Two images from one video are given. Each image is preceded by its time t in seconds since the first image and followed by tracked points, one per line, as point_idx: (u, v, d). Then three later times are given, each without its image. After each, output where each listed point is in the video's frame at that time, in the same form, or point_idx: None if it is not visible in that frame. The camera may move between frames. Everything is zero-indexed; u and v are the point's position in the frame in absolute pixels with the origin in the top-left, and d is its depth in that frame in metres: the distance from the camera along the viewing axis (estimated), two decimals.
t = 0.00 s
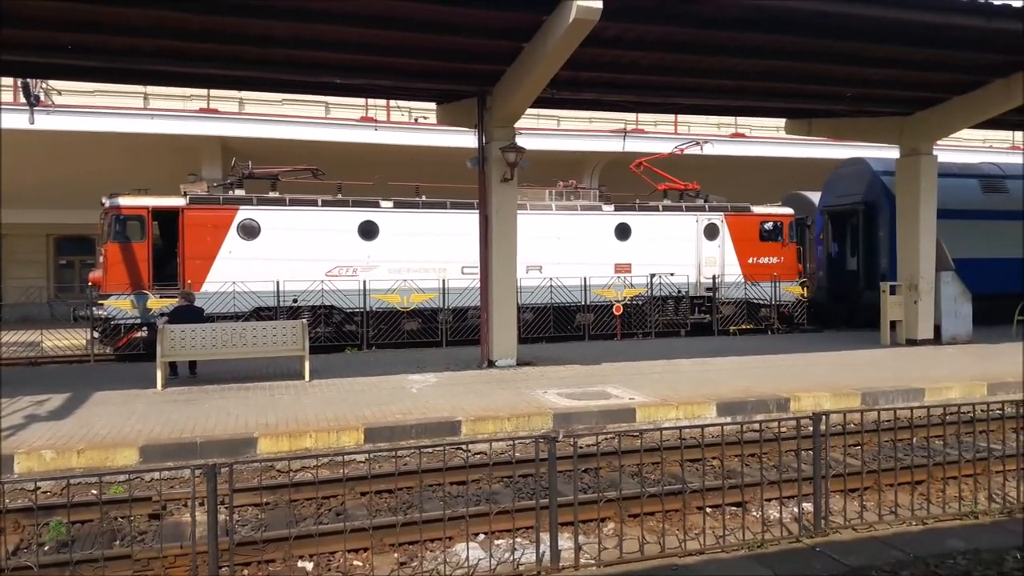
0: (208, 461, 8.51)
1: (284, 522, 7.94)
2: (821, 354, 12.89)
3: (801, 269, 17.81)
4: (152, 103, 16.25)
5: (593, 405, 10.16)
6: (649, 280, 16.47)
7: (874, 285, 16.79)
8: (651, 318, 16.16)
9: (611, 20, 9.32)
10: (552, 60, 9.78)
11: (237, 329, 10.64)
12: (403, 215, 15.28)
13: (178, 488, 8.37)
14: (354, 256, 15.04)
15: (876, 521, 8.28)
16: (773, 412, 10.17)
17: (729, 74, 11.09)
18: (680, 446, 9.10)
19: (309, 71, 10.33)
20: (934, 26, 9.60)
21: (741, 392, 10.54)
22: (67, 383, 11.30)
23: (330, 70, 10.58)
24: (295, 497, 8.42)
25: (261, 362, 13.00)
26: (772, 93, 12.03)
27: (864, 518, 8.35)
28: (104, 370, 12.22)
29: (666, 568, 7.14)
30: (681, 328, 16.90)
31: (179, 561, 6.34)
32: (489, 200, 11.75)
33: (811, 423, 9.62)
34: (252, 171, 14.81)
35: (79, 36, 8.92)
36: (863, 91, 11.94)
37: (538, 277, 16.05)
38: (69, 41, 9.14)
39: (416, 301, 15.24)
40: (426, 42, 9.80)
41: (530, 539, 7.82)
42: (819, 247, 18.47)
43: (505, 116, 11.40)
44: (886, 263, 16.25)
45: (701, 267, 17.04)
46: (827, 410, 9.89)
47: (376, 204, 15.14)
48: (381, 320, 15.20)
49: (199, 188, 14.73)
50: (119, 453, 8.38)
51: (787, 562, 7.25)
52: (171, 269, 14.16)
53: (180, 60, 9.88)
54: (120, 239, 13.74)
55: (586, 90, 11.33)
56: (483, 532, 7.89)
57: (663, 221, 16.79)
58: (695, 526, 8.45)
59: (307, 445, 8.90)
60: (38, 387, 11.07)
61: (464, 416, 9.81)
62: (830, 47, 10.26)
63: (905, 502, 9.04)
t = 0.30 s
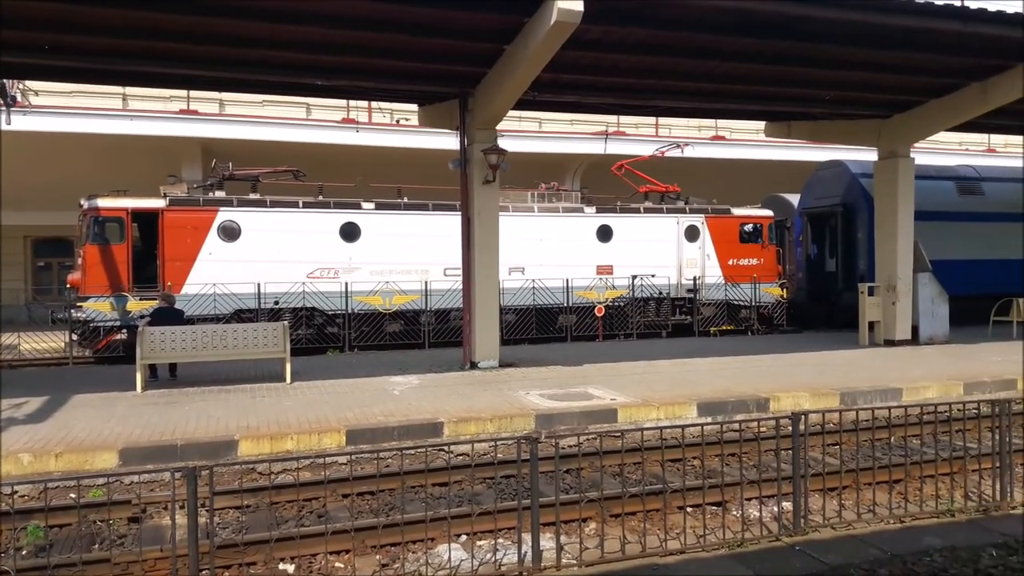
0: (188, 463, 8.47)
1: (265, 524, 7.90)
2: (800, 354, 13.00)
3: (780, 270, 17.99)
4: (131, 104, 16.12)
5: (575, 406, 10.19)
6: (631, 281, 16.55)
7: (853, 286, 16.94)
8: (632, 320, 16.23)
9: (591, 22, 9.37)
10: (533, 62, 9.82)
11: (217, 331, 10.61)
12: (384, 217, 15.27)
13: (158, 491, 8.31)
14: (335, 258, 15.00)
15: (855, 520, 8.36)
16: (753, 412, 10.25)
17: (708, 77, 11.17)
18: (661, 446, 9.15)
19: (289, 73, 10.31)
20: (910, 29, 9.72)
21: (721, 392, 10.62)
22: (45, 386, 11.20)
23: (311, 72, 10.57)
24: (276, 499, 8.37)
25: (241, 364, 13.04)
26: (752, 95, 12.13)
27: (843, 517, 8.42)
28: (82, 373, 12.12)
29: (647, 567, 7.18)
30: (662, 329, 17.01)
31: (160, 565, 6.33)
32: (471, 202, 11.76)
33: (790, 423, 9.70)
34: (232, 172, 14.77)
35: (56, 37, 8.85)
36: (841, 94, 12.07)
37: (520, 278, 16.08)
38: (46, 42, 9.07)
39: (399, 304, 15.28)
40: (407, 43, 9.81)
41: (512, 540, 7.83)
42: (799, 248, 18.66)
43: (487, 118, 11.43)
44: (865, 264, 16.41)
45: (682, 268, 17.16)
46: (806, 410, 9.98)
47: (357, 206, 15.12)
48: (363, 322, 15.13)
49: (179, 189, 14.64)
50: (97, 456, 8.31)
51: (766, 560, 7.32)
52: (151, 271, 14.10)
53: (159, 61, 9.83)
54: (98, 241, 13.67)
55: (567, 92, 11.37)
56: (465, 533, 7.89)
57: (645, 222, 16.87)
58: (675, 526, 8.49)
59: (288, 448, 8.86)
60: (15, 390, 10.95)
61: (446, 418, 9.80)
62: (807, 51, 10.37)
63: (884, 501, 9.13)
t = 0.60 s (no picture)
0: (166, 467, 8.37)
1: (245, 528, 7.81)
2: (780, 353, 13.07)
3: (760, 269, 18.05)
4: (106, 104, 15.89)
5: (557, 406, 10.18)
6: (612, 281, 16.58)
7: (832, 284, 17.05)
8: (614, 319, 16.26)
9: (571, 21, 9.36)
10: (514, 61, 9.79)
11: (195, 333, 10.50)
12: (364, 217, 15.18)
13: (136, 496, 8.19)
14: (315, 259, 14.89)
15: (834, 516, 8.42)
16: (734, 411, 10.31)
17: (688, 77, 11.21)
18: (643, 445, 9.15)
19: (268, 71, 10.22)
20: (887, 29, 9.81)
21: (703, 391, 10.66)
22: (19, 390, 11.00)
23: (290, 71, 10.48)
24: (255, 503, 8.27)
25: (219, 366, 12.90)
26: (732, 95, 12.19)
27: (823, 514, 8.47)
28: (58, 377, 11.92)
29: (629, 566, 7.18)
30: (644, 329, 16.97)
31: (137, 570, 6.25)
32: (451, 202, 11.72)
33: (770, 421, 9.75)
34: (210, 173, 14.61)
35: (29, 35, 8.71)
36: (819, 93, 12.15)
37: (502, 279, 16.06)
38: (18, 40, 8.93)
39: (379, 305, 15.20)
40: (387, 42, 9.75)
41: (494, 541, 7.80)
42: (778, 247, 18.79)
43: (467, 118, 11.39)
44: (843, 263, 16.52)
45: (663, 268, 17.21)
46: (786, 408, 10.04)
47: (337, 206, 15.02)
48: (344, 323, 14.96)
49: (155, 190, 14.46)
50: (73, 461, 8.19)
51: (747, 558, 7.35)
52: (128, 273, 13.99)
53: (135, 60, 9.70)
54: (73, 243, 13.51)
55: (548, 92, 11.36)
56: (447, 534, 7.84)
57: (626, 222, 16.90)
58: (657, 524, 8.51)
59: (267, 451, 8.78)
60: None
61: (428, 419, 9.75)
62: (787, 50, 10.42)
63: (863, 497, 9.20)
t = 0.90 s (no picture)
0: (144, 466, 8.30)
1: (224, 527, 7.74)
2: (761, 351, 13.15)
3: (740, 268, 18.11)
4: (83, 99, 15.72)
5: (538, 403, 10.18)
6: (594, 279, 16.60)
7: (811, 283, 17.25)
8: (596, 317, 16.27)
9: (553, 20, 9.36)
10: (496, 59, 9.78)
11: (173, 330, 10.44)
12: (345, 214, 15.12)
13: (112, 495, 8.11)
14: (295, 256, 14.83)
15: (813, 513, 8.47)
16: (714, 408, 10.36)
17: (670, 76, 11.25)
18: (623, 442, 9.16)
19: (248, 68, 10.16)
20: (866, 29, 9.88)
21: (683, 388, 10.70)
22: None
23: (270, 67, 10.42)
24: (234, 501, 8.19)
25: (198, 365, 12.90)
26: (713, 95, 12.25)
27: (802, 510, 8.52)
28: (34, 376, 11.76)
29: (609, 563, 7.20)
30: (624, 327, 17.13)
31: (113, 569, 6.19)
32: (433, 200, 11.69)
33: (750, 418, 9.80)
34: (188, 170, 14.45)
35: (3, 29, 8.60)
36: (799, 93, 12.22)
37: (484, 277, 16.03)
38: None
39: (360, 302, 15.08)
40: (368, 39, 9.72)
41: (475, 539, 7.79)
42: (758, 245, 18.89)
43: (449, 115, 11.37)
44: (823, 262, 16.65)
45: (644, 266, 17.24)
46: (765, 405, 10.09)
47: (318, 203, 14.96)
48: (324, 321, 14.96)
49: (134, 186, 14.37)
50: (48, 459, 8.10)
51: (726, 555, 7.39)
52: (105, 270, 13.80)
53: (112, 55, 9.61)
54: (50, 239, 13.38)
55: (530, 90, 11.37)
56: (427, 532, 7.82)
57: (608, 221, 16.94)
58: (637, 521, 8.52)
59: (246, 449, 8.71)
60: None
61: (409, 417, 9.71)
62: (768, 50, 10.48)
63: (842, 494, 9.26)
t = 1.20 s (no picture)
0: (121, 464, 8.23)
1: (203, 526, 7.66)
2: (743, 350, 13.21)
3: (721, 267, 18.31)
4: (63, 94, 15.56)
5: (521, 402, 10.18)
6: (577, 278, 16.63)
7: (792, 283, 17.40)
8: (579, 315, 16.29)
9: (535, 18, 9.36)
10: (479, 57, 9.78)
11: (152, 327, 10.38)
12: (326, 212, 15.08)
13: (90, 494, 8.02)
14: (276, 253, 14.77)
15: (793, 511, 8.53)
16: (695, 407, 10.41)
17: (653, 75, 11.28)
18: (605, 441, 9.18)
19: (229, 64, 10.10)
20: (846, 31, 9.95)
21: (664, 387, 10.75)
22: None
23: (253, 63, 10.37)
24: (213, 500, 8.12)
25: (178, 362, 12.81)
26: (696, 95, 12.29)
27: (782, 509, 8.56)
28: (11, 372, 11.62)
29: (590, 562, 7.21)
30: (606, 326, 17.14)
31: (91, 569, 6.13)
32: (416, 197, 11.67)
33: (731, 417, 9.85)
34: (168, 166, 14.44)
35: None
36: (781, 94, 12.30)
37: (467, 275, 16.00)
38: None
39: (341, 300, 14.95)
40: (350, 36, 9.68)
41: (456, 537, 7.77)
42: (738, 245, 18.98)
43: (432, 113, 11.35)
44: (803, 262, 16.77)
45: (627, 265, 17.30)
46: (745, 404, 10.14)
47: (299, 200, 14.93)
48: (305, 319, 14.96)
49: (113, 183, 14.28)
50: (24, 458, 8.00)
51: (706, 553, 7.42)
52: (84, 267, 13.69)
53: (91, 50, 9.52)
54: (27, 235, 13.23)
55: (513, 89, 11.37)
56: (409, 531, 7.78)
57: (590, 219, 17.00)
58: (619, 519, 8.53)
59: (226, 447, 8.64)
60: None
61: (390, 415, 9.68)
62: (750, 51, 10.53)
63: (822, 492, 9.32)
